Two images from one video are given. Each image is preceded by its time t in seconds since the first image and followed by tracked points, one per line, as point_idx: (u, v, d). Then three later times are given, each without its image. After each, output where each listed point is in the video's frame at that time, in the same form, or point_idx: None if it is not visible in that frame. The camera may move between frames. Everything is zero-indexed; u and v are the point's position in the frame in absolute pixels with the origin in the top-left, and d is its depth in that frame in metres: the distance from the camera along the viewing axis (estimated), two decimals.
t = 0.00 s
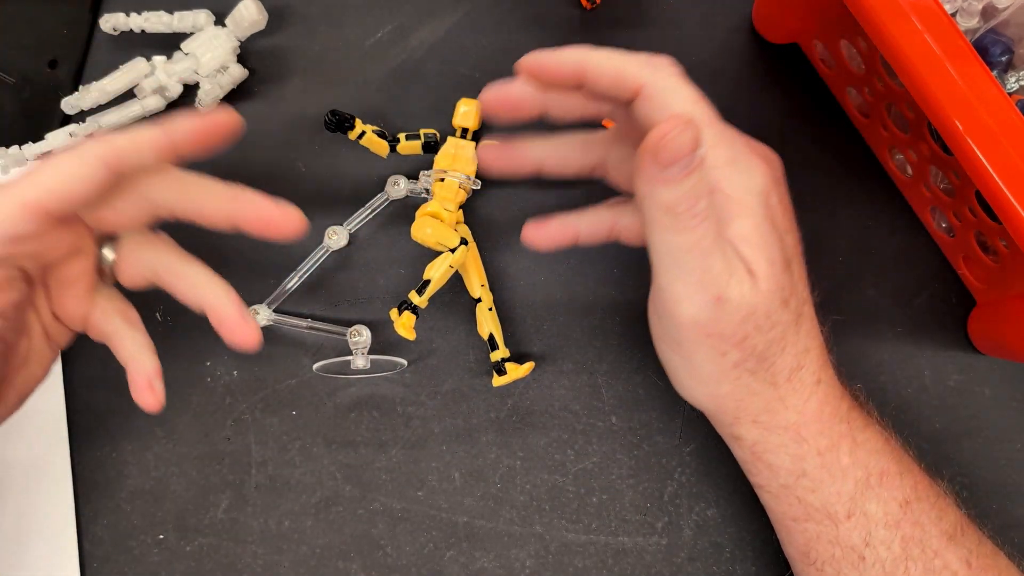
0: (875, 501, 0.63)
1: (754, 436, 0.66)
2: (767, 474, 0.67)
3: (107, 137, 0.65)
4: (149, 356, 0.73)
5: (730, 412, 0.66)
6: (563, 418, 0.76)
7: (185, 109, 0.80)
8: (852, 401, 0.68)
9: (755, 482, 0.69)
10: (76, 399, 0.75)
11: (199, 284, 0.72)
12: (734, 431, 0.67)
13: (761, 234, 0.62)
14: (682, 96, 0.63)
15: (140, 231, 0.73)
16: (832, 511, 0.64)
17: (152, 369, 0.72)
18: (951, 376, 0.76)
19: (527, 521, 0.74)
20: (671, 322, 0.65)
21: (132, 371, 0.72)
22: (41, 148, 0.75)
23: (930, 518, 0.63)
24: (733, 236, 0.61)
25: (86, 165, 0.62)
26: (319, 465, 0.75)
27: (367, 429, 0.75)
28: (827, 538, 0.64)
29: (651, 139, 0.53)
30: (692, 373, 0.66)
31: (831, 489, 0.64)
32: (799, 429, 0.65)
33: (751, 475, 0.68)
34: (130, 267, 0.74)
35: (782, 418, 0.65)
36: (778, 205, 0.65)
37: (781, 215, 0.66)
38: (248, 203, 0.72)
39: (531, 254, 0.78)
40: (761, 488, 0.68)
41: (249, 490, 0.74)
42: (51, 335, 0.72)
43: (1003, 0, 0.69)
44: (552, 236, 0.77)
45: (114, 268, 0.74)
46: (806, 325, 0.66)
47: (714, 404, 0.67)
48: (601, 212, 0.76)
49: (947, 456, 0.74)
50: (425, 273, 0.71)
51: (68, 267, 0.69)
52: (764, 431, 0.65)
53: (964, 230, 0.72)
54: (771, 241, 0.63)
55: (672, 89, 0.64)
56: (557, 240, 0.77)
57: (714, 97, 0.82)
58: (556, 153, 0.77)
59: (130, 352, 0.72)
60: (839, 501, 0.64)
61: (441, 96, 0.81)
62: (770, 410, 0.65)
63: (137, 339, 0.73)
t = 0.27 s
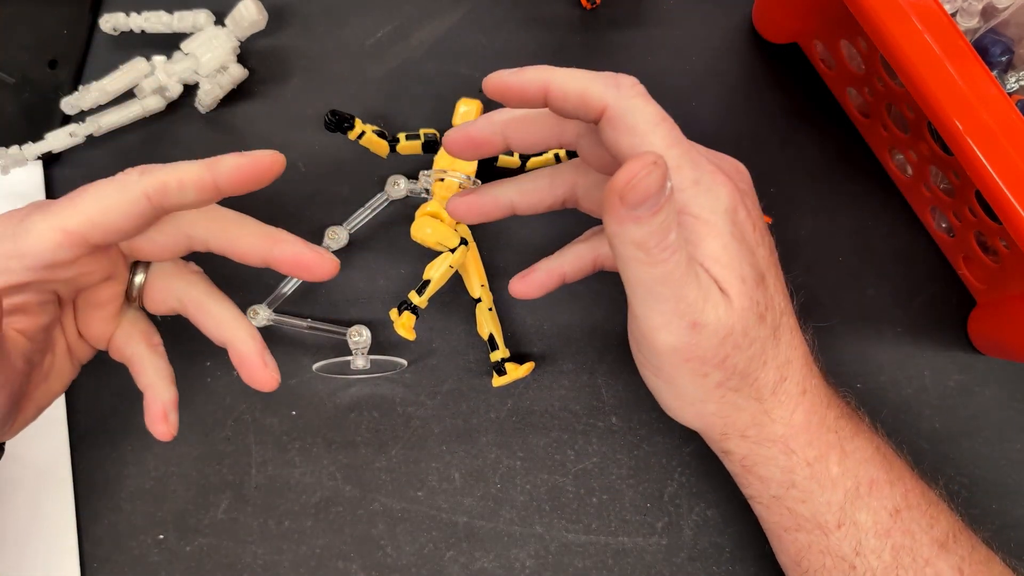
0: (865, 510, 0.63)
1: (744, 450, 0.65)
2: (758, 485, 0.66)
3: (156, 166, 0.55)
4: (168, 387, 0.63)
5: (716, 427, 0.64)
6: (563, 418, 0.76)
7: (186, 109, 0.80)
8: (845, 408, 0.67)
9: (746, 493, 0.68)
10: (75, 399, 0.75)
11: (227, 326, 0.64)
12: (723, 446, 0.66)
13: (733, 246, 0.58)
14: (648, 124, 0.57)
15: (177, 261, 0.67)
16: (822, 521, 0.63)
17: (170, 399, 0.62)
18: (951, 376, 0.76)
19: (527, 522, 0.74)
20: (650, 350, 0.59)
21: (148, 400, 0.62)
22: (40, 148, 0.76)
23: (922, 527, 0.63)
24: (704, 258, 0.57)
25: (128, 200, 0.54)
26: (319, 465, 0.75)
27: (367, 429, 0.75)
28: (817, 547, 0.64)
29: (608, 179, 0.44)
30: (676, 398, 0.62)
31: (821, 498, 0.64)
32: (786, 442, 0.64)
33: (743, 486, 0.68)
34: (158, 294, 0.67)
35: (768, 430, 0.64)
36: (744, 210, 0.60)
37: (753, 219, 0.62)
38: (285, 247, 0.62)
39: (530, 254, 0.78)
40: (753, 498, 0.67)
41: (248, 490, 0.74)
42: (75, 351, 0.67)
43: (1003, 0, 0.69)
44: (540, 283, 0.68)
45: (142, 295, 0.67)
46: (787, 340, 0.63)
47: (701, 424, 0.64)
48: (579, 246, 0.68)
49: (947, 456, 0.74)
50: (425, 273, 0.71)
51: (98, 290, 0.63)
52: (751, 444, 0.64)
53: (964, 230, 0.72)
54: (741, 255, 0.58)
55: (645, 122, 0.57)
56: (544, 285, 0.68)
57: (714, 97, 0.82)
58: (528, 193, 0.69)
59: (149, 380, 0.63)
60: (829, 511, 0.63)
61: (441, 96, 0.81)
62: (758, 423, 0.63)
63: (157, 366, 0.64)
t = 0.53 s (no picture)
0: (868, 512, 0.63)
1: (749, 455, 0.65)
2: (761, 489, 0.66)
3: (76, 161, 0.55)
4: (127, 389, 0.64)
5: (725, 434, 0.64)
6: (563, 418, 0.75)
7: (185, 109, 0.80)
8: (844, 410, 0.67)
9: (749, 496, 0.68)
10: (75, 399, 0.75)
11: (184, 322, 0.63)
12: (729, 451, 0.65)
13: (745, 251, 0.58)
14: (662, 125, 0.56)
15: (122, 255, 0.69)
16: (824, 524, 0.63)
17: (128, 401, 0.63)
18: (951, 376, 0.76)
19: (527, 522, 0.74)
20: (665, 361, 0.60)
21: (108, 403, 0.64)
22: (40, 148, 0.76)
23: (922, 528, 0.63)
24: (720, 265, 0.57)
25: (47, 194, 0.55)
26: (319, 465, 0.75)
27: (367, 429, 0.75)
28: (819, 550, 0.64)
29: (643, 197, 0.44)
30: (688, 407, 0.63)
31: (825, 501, 0.63)
32: (793, 446, 0.64)
33: (746, 490, 0.68)
34: (106, 291, 0.69)
35: (776, 436, 0.63)
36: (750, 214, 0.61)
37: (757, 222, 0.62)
38: (234, 235, 0.61)
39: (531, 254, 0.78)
40: (755, 502, 0.67)
41: (248, 490, 0.74)
42: (29, 358, 0.68)
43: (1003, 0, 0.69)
44: (528, 282, 0.68)
45: (89, 293, 0.69)
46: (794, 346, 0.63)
47: (709, 432, 0.64)
48: (568, 248, 0.69)
49: (947, 455, 0.74)
50: (425, 273, 0.71)
51: (39, 291, 0.64)
52: (756, 450, 0.64)
53: (964, 230, 0.72)
54: (752, 260, 0.58)
55: (660, 122, 0.56)
56: (533, 285, 0.68)
57: (714, 96, 0.82)
58: (519, 186, 0.69)
59: (108, 381, 0.64)
60: (832, 513, 0.63)
61: (441, 96, 0.81)
62: (766, 429, 0.63)
63: (113, 364, 0.66)
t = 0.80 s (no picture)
0: (870, 509, 0.63)
1: (755, 455, 0.64)
2: (764, 488, 0.65)
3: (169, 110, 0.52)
4: (224, 362, 0.65)
5: (733, 435, 0.64)
6: (564, 418, 0.75)
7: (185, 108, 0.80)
8: (840, 408, 0.67)
9: (750, 497, 0.67)
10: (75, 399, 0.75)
11: (276, 272, 0.63)
12: (735, 451, 0.65)
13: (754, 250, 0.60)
14: (694, 114, 0.55)
15: (201, 220, 0.65)
16: (827, 521, 0.63)
17: (229, 376, 0.64)
18: (951, 376, 0.76)
19: (527, 522, 0.74)
20: (682, 364, 0.59)
21: (206, 381, 0.64)
22: (40, 148, 0.76)
23: (922, 525, 0.63)
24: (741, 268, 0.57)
25: (148, 149, 0.51)
26: (319, 465, 0.75)
27: (367, 429, 0.75)
28: (821, 547, 0.63)
29: (690, 204, 0.42)
30: (697, 408, 0.62)
31: (828, 498, 0.63)
32: (799, 444, 0.64)
33: (748, 490, 0.67)
34: (195, 261, 0.66)
35: (782, 435, 0.63)
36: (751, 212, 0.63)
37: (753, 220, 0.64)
38: (326, 176, 0.60)
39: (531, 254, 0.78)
40: (756, 502, 0.67)
41: (248, 490, 0.74)
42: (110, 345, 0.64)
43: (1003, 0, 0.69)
44: (519, 248, 0.68)
45: (176, 265, 0.65)
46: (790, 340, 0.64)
47: (716, 432, 0.64)
48: (567, 225, 0.70)
49: (947, 455, 0.74)
50: (425, 273, 0.71)
51: (132, 268, 0.61)
52: (763, 449, 0.64)
53: (964, 230, 0.72)
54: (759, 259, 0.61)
55: (692, 112, 0.55)
56: (524, 254, 0.69)
57: (715, 96, 0.82)
58: (528, 136, 0.69)
59: (203, 359, 0.64)
60: (835, 510, 0.63)
61: (441, 96, 0.81)
62: (772, 429, 0.63)
63: (205, 343, 0.65)
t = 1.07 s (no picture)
0: (858, 505, 0.63)
1: (732, 441, 0.64)
2: (749, 480, 0.65)
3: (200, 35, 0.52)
4: (267, 292, 0.59)
5: (705, 414, 0.64)
6: (563, 418, 0.76)
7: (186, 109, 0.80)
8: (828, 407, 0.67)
9: (736, 489, 0.67)
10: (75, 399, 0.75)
11: (315, 198, 0.61)
12: (711, 435, 0.65)
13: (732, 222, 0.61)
14: (676, 100, 0.57)
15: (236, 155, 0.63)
16: (815, 516, 0.63)
17: (272, 307, 0.57)
18: (951, 376, 0.76)
19: (527, 522, 0.74)
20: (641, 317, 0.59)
21: (251, 313, 0.58)
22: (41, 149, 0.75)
23: (914, 521, 0.63)
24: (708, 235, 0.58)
25: (186, 65, 0.50)
26: (319, 465, 0.75)
27: (367, 429, 0.75)
28: (810, 543, 0.63)
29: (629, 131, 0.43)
30: (662, 373, 0.62)
31: (813, 493, 0.63)
32: (778, 433, 0.63)
33: (733, 481, 0.67)
34: (234, 196, 0.63)
35: (759, 419, 0.63)
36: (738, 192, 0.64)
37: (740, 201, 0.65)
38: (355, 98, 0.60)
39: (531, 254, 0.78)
40: (744, 496, 0.66)
41: (249, 490, 0.74)
42: (154, 289, 0.60)
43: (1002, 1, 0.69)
44: (534, 244, 0.68)
45: (216, 203, 0.62)
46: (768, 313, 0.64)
47: (688, 407, 0.64)
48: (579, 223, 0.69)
49: (947, 455, 0.74)
50: (425, 273, 0.71)
51: (175, 198, 0.58)
52: (741, 433, 0.64)
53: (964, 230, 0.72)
54: (739, 237, 0.60)
55: (674, 96, 0.57)
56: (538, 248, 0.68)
57: (715, 96, 0.82)
58: (545, 144, 0.69)
59: (245, 291, 0.58)
60: (822, 505, 0.63)
61: (441, 96, 0.81)
62: (748, 411, 0.63)
63: (249, 275, 0.59)
